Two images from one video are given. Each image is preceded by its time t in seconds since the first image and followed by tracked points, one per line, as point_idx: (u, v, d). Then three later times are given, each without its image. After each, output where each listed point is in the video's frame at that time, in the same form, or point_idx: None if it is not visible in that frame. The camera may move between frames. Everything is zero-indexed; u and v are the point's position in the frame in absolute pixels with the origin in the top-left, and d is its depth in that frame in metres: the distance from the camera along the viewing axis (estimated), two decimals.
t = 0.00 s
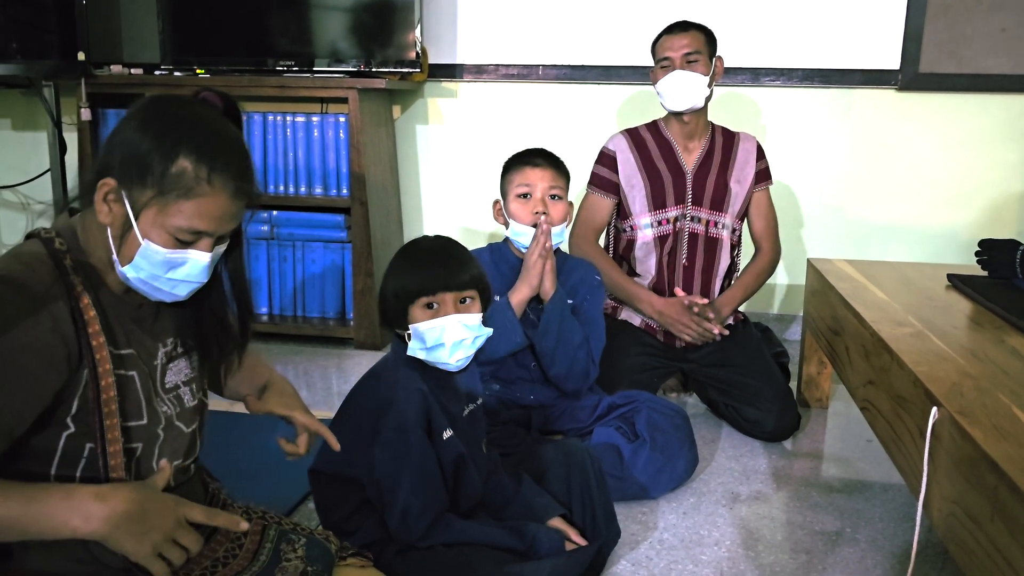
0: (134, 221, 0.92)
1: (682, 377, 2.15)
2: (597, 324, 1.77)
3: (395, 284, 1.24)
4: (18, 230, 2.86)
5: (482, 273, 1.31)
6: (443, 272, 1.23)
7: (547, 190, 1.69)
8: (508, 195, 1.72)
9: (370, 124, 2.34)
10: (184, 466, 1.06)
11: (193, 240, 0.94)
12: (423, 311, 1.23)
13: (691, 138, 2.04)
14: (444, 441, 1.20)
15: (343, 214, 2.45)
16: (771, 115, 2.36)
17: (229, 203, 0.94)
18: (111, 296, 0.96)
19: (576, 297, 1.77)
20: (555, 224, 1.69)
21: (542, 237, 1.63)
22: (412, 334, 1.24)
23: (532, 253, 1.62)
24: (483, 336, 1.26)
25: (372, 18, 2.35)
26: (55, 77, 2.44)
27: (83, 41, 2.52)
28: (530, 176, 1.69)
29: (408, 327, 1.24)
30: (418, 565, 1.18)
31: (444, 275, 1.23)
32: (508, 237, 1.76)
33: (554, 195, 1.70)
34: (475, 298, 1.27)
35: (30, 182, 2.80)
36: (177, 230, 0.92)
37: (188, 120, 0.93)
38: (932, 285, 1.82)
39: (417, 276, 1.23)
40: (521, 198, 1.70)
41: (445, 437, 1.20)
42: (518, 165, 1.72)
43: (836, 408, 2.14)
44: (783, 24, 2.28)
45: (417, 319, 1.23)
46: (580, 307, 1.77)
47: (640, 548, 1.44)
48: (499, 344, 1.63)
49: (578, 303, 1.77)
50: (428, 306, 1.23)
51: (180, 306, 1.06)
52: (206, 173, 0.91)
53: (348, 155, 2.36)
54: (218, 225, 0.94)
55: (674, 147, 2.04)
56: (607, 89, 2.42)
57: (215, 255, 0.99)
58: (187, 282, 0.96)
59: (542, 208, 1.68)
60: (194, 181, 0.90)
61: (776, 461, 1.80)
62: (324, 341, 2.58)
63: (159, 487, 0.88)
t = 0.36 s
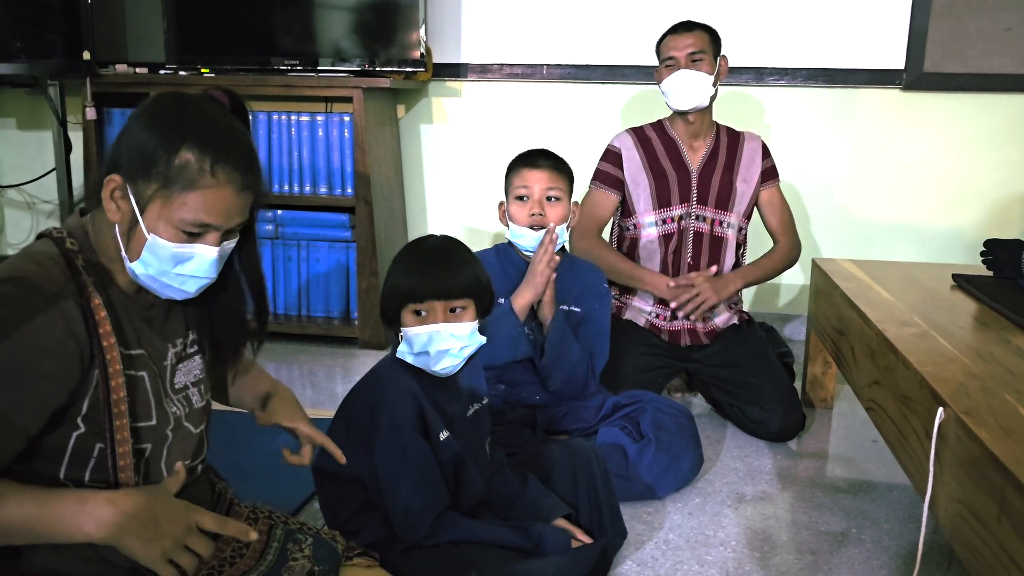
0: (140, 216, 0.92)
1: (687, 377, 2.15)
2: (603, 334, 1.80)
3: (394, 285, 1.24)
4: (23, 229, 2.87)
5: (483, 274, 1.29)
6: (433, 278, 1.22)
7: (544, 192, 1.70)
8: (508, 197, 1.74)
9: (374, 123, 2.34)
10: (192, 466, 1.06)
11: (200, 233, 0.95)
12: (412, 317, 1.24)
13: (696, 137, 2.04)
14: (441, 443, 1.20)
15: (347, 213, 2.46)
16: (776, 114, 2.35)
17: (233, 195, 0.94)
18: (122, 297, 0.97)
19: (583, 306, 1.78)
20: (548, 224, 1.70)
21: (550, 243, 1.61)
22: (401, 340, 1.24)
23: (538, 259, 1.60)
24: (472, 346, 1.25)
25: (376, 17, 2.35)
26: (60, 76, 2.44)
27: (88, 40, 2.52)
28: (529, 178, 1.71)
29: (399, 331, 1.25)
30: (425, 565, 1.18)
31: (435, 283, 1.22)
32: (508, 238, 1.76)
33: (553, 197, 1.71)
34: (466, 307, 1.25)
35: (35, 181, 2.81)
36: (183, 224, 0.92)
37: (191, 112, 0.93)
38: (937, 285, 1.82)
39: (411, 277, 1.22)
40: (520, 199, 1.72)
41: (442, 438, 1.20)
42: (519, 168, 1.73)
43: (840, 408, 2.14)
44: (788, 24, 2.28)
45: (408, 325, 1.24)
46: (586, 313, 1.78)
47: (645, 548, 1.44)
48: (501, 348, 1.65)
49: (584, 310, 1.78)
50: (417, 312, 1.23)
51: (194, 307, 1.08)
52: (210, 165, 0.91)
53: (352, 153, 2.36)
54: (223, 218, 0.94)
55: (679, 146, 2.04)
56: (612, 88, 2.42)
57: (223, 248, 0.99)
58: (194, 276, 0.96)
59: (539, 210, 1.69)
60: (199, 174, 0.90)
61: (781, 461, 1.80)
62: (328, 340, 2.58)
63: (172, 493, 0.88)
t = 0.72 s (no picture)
0: (134, 207, 0.93)
1: (688, 376, 2.15)
2: (602, 338, 1.79)
3: (400, 287, 1.24)
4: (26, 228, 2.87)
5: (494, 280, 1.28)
6: (435, 281, 1.21)
7: (542, 189, 1.71)
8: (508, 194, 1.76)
9: (375, 122, 2.34)
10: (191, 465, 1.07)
11: (194, 222, 0.94)
12: (419, 321, 1.23)
13: (697, 136, 2.04)
14: (444, 445, 1.19)
15: (349, 212, 2.46)
16: (778, 114, 2.35)
17: (225, 182, 0.93)
18: (121, 296, 0.97)
19: (586, 311, 1.78)
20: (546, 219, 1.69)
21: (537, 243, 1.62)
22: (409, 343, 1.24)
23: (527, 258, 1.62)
24: (478, 350, 1.23)
25: (377, 17, 2.35)
26: (62, 76, 2.44)
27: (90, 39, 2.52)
28: (527, 175, 1.72)
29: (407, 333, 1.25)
30: (428, 565, 1.17)
31: (438, 288, 1.20)
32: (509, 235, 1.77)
33: (551, 194, 1.71)
34: (472, 312, 1.23)
35: (37, 180, 2.81)
36: (176, 213, 0.92)
37: (181, 101, 0.93)
38: (939, 285, 1.82)
39: (412, 278, 1.22)
40: (518, 197, 1.73)
41: (444, 440, 1.19)
42: (519, 165, 1.75)
43: (842, 408, 2.14)
44: (789, 24, 2.27)
45: (414, 328, 1.23)
46: (586, 319, 1.78)
47: (647, 547, 1.44)
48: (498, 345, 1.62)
49: (585, 315, 1.78)
50: (423, 317, 1.22)
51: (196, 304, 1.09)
52: (200, 152, 0.91)
53: (353, 152, 2.36)
54: (216, 206, 0.94)
55: (681, 145, 2.04)
56: (613, 87, 2.41)
57: (220, 239, 0.98)
58: (189, 267, 0.96)
59: (536, 207, 1.70)
60: (188, 161, 0.90)
61: (783, 461, 1.80)
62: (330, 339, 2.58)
63: (173, 464, 0.86)
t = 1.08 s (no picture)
0: (99, 165, 0.95)
1: (689, 375, 2.15)
2: (604, 342, 1.80)
3: (410, 282, 1.25)
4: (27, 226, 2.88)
5: (501, 276, 1.29)
6: (447, 275, 1.22)
7: (551, 189, 1.70)
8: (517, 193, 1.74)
9: (375, 121, 2.34)
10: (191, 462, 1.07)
11: (152, 164, 0.94)
12: (434, 312, 1.24)
13: (699, 136, 2.04)
14: (451, 442, 1.20)
15: (349, 210, 2.46)
16: (779, 113, 2.36)
17: (182, 117, 0.94)
18: (128, 292, 0.97)
19: (589, 313, 1.79)
20: (553, 220, 1.69)
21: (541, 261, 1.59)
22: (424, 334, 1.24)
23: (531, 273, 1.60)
24: (496, 340, 1.25)
25: (378, 15, 2.35)
26: (62, 74, 2.44)
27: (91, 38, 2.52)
28: (535, 174, 1.71)
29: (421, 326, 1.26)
30: (429, 563, 1.17)
31: (451, 278, 1.22)
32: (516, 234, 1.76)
33: (559, 194, 1.71)
34: (488, 303, 1.25)
35: (38, 179, 2.82)
36: (128, 151, 0.93)
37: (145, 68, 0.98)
38: (939, 284, 1.82)
39: (428, 273, 1.23)
40: (525, 196, 1.72)
41: (451, 439, 1.20)
42: (528, 164, 1.74)
43: (842, 407, 2.14)
44: (790, 22, 2.27)
45: (429, 320, 1.24)
46: (590, 321, 1.80)
47: (646, 546, 1.44)
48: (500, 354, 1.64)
49: (589, 317, 1.80)
50: (440, 307, 1.24)
51: (201, 301, 1.10)
52: (149, 93, 0.93)
53: (354, 151, 2.36)
54: (168, 140, 0.94)
55: (683, 145, 2.04)
56: (614, 86, 2.41)
57: (183, 182, 0.96)
58: (151, 211, 0.93)
59: (544, 206, 1.69)
60: (137, 101, 0.93)
61: (782, 459, 1.80)
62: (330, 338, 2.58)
63: (177, 472, 0.86)
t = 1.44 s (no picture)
0: (92, 159, 0.97)
1: (689, 375, 2.15)
2: (608, 344, 1.82)
3: (410, 282, 1.25)
4: (28, 226, 2.88)
5: (499, 275, 1.30)
6: (450, 272, 1.23)
7: (563, 191, 1.70)
8: (528, 194, 1.74)
9: (376, 122, 2.34)
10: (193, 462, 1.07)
11: (142, 147, 0.97)
12: (434, 308, 1.24)
13: (701, 137, 2.04)
14: (452, 440, 1.20)
15: (349, 210, 2.46)
16: (780, 113, 2.36)
17: (164, 96, 0.97)
18: (133, 290, 0.97)
19: (594, 314, 1.80)
20: (565, 223, 1.69)
21: (560, 276, 1.54)
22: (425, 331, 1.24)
23: (547, 289, 1.55)
24: (497, 335, 1.25)
25: (379, 16, 2.35)
26: (63, 74, 2.45)
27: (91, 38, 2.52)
28: (549, 176, 1.71)
29: (421, 324, 1.25)
30: (429, 562, 1.17)
31: (453, 275, 1.23)
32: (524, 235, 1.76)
33: (572, 197, 1.71)
34: (487, 298, 1.26)
35: (39, 178, 2.82)
36: (117, 136, 0.95)
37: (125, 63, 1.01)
38: (940, 284, 1.81)
39: (428, 273, 1.23)
40: (538, 197, 1.71)
41: (452, 436, 1.20)
42: (539, 166, 1.73)
43: (843, 407, 2.14)
44: (792, 23, 2.27)
45: (429, 316, 1.24)
46: (594, 322, 1.81)
47: (646, 546, 1.44)
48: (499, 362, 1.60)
49: (593, 318, 1.81)
50: (441, 304, 1.23)
51: (205, 300, 1.10)
52: (128, 78, 0.96)
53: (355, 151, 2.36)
54: (154, 120, 0.96)
55: (685, 146, 2.04)
56: (615, 86, 2.41)
57: (176, 160, 0.99)
58: (149, 190, 0.95)
59: (557, 209, 1.69)
60: (118, 87, 0.95)
61: (783, 459, 1.80)
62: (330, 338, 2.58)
63: (182, 487, 0.88)
